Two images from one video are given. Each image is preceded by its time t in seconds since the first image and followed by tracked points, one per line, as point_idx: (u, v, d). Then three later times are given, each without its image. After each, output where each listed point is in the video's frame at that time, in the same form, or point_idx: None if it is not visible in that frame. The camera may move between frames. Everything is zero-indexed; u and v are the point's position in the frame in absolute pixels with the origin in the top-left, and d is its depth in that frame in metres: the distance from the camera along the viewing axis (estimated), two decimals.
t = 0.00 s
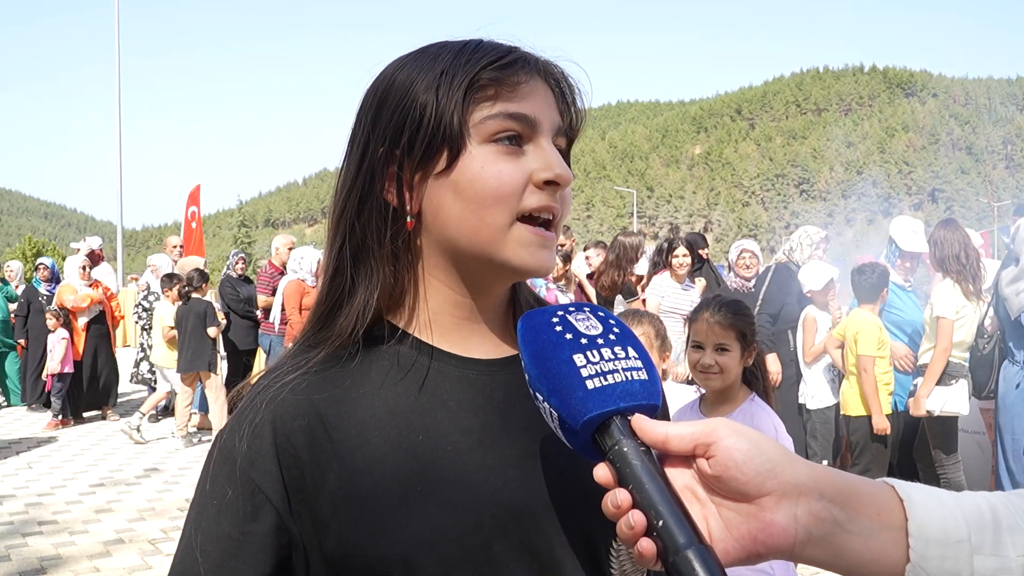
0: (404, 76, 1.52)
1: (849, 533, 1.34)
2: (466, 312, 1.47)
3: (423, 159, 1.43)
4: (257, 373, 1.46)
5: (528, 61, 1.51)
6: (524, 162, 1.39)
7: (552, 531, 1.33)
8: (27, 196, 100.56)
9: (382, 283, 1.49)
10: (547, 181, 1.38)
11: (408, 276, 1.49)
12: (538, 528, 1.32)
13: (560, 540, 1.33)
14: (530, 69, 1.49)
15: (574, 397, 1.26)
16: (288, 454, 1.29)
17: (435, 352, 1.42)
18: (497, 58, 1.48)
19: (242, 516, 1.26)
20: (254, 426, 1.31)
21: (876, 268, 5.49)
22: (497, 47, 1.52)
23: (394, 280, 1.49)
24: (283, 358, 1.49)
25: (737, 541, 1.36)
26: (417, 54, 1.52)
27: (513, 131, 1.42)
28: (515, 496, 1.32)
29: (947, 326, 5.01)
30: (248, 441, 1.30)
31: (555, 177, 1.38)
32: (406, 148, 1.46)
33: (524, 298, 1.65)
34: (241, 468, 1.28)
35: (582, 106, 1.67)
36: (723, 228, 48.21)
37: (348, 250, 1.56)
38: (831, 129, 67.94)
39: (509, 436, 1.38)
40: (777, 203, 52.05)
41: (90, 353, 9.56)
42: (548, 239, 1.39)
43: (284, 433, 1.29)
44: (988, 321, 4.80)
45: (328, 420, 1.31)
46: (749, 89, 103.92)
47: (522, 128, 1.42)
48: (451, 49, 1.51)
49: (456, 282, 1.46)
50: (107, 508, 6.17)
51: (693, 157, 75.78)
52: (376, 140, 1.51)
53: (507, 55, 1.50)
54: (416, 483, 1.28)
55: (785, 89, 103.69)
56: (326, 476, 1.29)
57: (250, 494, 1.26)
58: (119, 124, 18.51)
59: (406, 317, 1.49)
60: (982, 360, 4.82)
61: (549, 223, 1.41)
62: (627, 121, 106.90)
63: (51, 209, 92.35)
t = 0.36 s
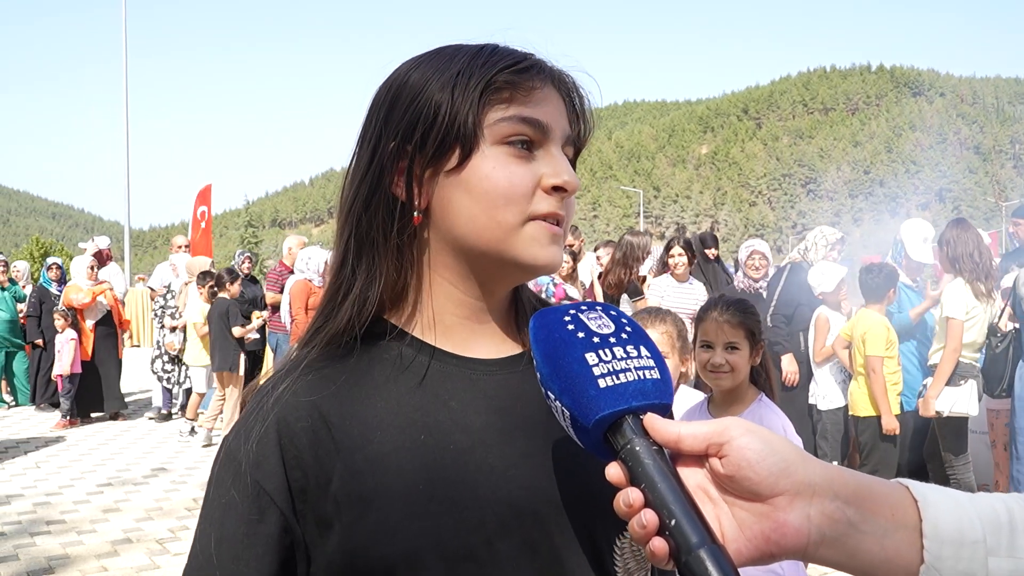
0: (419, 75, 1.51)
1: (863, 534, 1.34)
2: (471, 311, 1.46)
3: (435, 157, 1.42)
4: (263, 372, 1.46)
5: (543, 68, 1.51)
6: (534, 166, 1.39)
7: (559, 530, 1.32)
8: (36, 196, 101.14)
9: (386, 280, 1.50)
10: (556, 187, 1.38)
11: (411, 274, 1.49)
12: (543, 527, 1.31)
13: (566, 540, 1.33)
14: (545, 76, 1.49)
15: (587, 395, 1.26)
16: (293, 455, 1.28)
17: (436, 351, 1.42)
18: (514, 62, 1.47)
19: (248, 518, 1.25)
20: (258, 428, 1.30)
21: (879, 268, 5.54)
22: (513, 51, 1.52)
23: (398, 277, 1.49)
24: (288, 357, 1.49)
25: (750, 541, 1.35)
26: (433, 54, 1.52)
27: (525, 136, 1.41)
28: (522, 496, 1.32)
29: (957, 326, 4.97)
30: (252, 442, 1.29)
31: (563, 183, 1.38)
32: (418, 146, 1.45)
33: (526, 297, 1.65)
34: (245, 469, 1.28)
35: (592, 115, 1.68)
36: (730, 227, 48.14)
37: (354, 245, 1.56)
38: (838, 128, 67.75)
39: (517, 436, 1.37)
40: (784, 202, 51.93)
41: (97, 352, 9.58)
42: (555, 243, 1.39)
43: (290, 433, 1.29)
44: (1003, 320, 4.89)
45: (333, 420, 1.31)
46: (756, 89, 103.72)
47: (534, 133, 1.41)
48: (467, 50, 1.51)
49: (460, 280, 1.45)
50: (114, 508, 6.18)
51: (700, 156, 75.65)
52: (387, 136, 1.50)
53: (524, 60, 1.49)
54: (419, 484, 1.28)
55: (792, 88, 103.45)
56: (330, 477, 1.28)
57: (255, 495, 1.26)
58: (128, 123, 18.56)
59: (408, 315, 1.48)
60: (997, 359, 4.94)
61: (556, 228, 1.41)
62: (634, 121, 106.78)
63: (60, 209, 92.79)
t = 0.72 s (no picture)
0: (431, 74, 1.50)
1: (871, 532, 1.33)
2: (478, 311, 1.46)
3: (447, 160, 1.42)
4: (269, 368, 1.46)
5: (556, 73, 1.50)
6: (545, 173, 1.39)
7: (562, 527, 1.32)
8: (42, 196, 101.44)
9: (393, 280, 1.50)
10: (566, 195, 1.38)
11: (418, 274, 1.49)
12: (543, 525, 1.30)
13: (569, 536, 1.32)
14: (558, 82, 1.48)
15: (595, 391, 1.25)
16: (296, 450, 1.28)
17: (441, 349, 1.42)
18: (528, 67, 1.47)
19: (253, 513, 1.26)
20: (261, 423, 1.30)
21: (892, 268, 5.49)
22: (527, 55, 1.51)
23: (405, 278, 1.49)
24: (294, 352, 1.48)
25: (758, 538, 1.34)
26: (445, 52, 1.51)
27: (537, 142, 1.41)
28: (525, 492, 1.31)
29: (970, 328, 4.98)
30: (256, 437, 1.30)
31: (573, 192, 1.38)
32: (430, 147, 1.45)
33: (535, 297, 1.64)
34: (249, 464, 1.28)
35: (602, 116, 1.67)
36: (734, 227, 48.10)
37: (363, 245, 1.56)
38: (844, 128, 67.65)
39: (522, 433, 1.37)
40: (789, 202, 51.86)
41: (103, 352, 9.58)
42: (563, 248, 1.39)
43: (293, 428, 1.29)
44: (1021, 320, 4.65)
45: (336, 416, 1.30)
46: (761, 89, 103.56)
47: (546, 139, 1.41)
48: (481, 51, 1.50)
49: (467, 282, 1.45)
50: (120, 507, 6.19)
51: (706, 156, 75.58)
52: (399, 135, 1.49)
53: (537, 65, 1.48)
54: (419, 478, 1.27)
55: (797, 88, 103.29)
56: (331, 473, 1.28)
57: (259, 490, 1.26)
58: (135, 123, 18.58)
59: (414, 314, 1.48)
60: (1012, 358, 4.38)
61: (564, 234, 1.41)
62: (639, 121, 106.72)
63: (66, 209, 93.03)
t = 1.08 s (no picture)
0: (436, 70, 1.48)
1: (878, 534, 1.31)
2: (487, 309, 1.45)
3: (456, 157, 1.40)
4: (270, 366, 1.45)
5: (562, 64, 1.48)
6: (555, 166, 1.38)
7: (564, 528, 1.30)
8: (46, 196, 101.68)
9: (400, 279, 1.49)
10: (578, 187, 1.37)
11: (425, 273, 1.48)
12: (544, 525, 1.29)
13: (572, 538, 1.30)
14: (564, 73, 1.47)
15: (599, 393, 1.24)
16: (295, 445, 1.27)
17: (447, 349, 1.41)
18: (534, 60, 1.45)
19: (252, 508, 1.24)
20: (260, 417, 1.30)
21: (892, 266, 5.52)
22: (532, 47, 1.49)
23: (413, 277, 1.48)
24: (297, 350, 1.47)
25: (764, 541, 1.33)
26: (450, 48, 1.49)
27: (546, 134, 1.40)
28: (528, 493, 1.30)
29: (981, 328, 4.97)
30: (255, 432, 1.29)
31: (585, 183, 1.37)
32: (438, 145, 1.43)
33: (537, 297, 1.63)
34: (249, 460, 1.27)
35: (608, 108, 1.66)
36: (738, 227, 48.04)
37: (369, 244, 1.54)
38: (848, 129, 67.60)
39: (524, 434, 1.35)
40: (793, 202, 51.80)
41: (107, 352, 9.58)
42: (573, 243, 1.38)
43: (292, 423, 1.28)
44: None
45: (336, 412, 1.29)
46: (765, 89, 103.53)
47: (555, 132, 1.40)
48: (486, 45, 1.49)
49: (476, 281, 1.44)
50: (124, 507, 6.19)
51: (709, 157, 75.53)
52: (406, 133, 1.48)
53: (543, 57, 1.47)
54: (418, 474, 1.26)
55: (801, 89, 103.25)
56: (330, 468, 1.27)
57: (259, 485, 1.25)
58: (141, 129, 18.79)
59: (422, 314, 1.47)
60: None
61: (574, 228, 1.40)
62: (643, 121, 106.70)
63: (70, 209, 93.31)
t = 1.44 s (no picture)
0: (437, 67, 1.46)
1: (885, 536, 1.29)
2: (490, 308, 1.43)
3: (458, 154, 1.38)
4: (273, 367, 1.43)
5: (564, 61, 1.47)
6: (557, 163, 1.36)
7: (568, 528, 1.28)
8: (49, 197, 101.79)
9: (402, 277, 1.46)
10: (580, 185, 1.35)
11: (428, 272, 1.46)
12: (550, 524, 1.27)
13: (577, 538, 1.29)
14: (566, 70, 1.45)
15: (601, 393, 1.22)
16: (302, 445, 1.25)
17: (451, 348, 1.39)
18: (535, 57, 1.43)
19: (260, 509, 1.22)
20: (265, 417, 1.27)
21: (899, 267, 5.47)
22: (533, 44, 1.47)
23: (415, 275, 1.46)
24: (300, 350, 1.45)
25: (769, 543, 1.30)
26: (451, 45, 1.47)
27: (549, 131, 1.38)
28: (532, 493, 1.28)
29: (988, 329, 4.95)
30: (261, 432, 1.26)
31: (587, 180, 1.35)
32: (439, 143, 1.41)
33: (541, 295, 1.61)
34: (256, 460, 1.24)
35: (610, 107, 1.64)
36: (741, 227, 47.97)
37: (371, 243, 1.52)
38: (850, 129, 67.56)
39: (527, 433, 1.33)
40: (796, 202, 51.74)
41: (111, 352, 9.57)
42: (577, 241, 1.36)
43: (298, 423, 1.26)
44: None
45: (341, 411, 1.27)
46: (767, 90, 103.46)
47: (557, 129, 1.38)
48: (487, 42, 1.47)
49: (478, 279, 1.42)
50: (128, 507, 6.18)
51: (712, 157, 75.48)
52: (407, 130, 1.46)
53: (545, 53, 1.45)
54: (425, 474, 1.24)
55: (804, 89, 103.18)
56: (337, 468, 1.25)
57: (267, 486, 1.23)
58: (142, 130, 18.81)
59: (424, 313, 1.45)
60: None
61: (578, 225, 1.38)
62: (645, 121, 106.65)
63: (73, 209, 93.49)
